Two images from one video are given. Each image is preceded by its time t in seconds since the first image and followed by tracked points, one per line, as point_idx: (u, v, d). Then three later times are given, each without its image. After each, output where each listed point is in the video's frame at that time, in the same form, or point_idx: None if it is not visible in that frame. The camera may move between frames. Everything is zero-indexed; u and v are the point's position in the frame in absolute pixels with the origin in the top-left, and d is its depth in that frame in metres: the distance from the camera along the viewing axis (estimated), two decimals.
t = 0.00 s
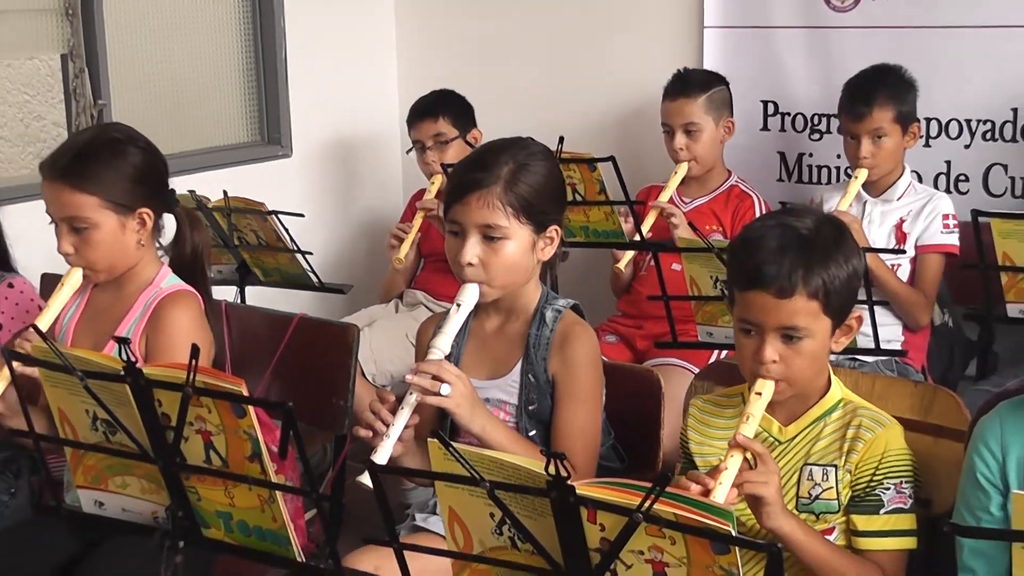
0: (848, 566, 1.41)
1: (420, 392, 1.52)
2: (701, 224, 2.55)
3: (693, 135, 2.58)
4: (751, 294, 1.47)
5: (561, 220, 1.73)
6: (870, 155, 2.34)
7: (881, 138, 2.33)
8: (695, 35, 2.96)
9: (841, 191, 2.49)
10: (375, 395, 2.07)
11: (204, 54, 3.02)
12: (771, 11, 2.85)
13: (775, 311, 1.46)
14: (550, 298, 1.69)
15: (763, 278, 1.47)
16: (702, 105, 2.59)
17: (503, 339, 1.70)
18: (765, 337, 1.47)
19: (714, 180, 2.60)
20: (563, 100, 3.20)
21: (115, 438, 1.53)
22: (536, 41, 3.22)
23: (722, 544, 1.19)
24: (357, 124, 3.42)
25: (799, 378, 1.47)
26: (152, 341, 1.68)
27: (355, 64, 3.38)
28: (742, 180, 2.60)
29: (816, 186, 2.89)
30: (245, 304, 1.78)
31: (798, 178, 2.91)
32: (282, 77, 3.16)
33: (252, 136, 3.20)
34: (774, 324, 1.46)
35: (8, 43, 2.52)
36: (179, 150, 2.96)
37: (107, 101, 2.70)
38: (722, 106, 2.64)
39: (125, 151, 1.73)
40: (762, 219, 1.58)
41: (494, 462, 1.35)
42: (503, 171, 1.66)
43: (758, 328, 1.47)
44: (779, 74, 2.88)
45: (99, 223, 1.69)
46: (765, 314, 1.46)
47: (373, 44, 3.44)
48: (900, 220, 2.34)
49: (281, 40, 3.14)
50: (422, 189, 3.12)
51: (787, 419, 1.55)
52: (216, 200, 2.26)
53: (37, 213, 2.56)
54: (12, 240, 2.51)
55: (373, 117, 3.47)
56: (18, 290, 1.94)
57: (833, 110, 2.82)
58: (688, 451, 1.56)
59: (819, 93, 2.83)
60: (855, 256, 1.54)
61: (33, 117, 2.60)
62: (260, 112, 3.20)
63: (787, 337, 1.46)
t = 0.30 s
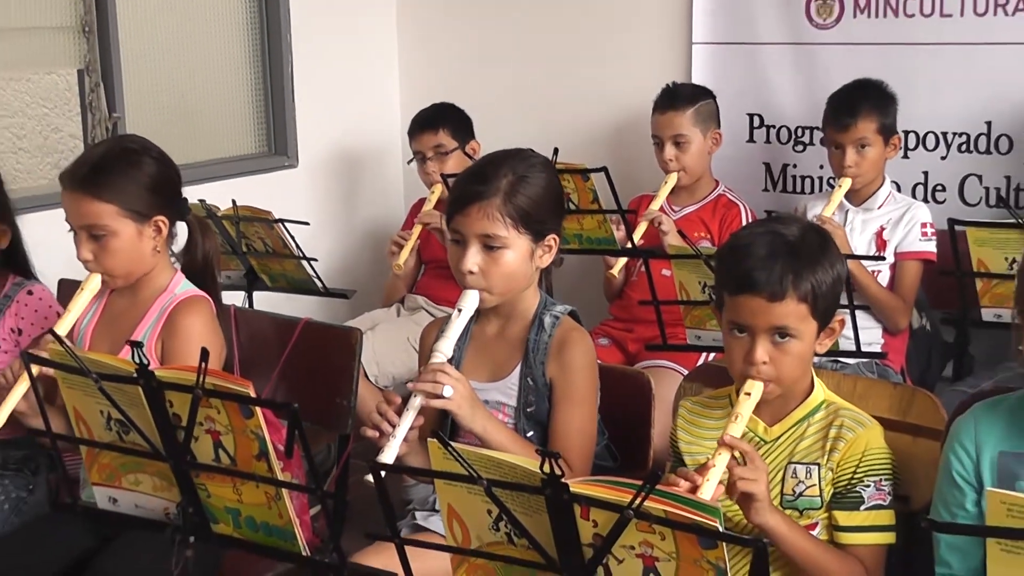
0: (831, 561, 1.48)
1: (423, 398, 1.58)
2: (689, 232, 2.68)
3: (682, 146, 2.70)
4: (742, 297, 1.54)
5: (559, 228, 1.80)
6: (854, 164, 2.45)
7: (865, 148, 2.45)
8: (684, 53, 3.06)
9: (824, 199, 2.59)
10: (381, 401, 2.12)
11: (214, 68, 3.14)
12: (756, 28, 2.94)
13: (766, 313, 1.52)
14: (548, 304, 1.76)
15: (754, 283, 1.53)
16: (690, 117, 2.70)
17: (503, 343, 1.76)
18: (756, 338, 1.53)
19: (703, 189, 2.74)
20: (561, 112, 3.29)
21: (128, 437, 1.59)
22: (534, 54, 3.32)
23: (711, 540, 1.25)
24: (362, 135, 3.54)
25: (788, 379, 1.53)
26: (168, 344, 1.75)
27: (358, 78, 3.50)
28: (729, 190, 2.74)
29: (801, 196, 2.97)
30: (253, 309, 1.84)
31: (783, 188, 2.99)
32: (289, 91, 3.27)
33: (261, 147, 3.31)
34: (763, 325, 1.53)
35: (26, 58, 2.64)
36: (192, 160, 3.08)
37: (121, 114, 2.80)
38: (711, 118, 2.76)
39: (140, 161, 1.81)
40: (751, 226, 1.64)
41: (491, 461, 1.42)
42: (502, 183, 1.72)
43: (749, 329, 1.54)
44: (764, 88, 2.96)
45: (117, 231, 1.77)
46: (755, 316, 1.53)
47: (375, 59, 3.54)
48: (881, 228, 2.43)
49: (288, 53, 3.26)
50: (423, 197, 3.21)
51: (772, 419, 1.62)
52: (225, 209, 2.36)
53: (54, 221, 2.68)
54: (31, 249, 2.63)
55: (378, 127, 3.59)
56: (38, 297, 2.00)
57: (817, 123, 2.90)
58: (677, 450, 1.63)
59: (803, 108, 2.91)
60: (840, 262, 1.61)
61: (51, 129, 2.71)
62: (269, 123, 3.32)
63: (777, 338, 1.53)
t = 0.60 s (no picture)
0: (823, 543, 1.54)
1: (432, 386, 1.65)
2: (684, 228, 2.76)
3: (677, 145, 2.78)
4: (737, 290, 1.60)
5: (562, 225, 1.87)
6: (842, 163, 2.54)
7: (853, 147, 2.53)
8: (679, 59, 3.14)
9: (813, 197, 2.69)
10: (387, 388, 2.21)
11: (227, 70, 3.25)
12: (749, 33, 3.02)
13: (759, 305, 1.59)
14: (550, 297, 1.83)
15: (749, 277, 1.59)
16: (686, 117, 2.78)
17: (506, 334, 1.83)
18: (749, 329, 1.60)
19: (698, 186, 2.82)
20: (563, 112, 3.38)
21: (145, 423, 1.66)
22: (531, 64, 3.41)
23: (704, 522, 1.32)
24: (366, 135, 3.61)
25: (779, 369, 1.60)
26: (182, 332, 1.82)
27: (365, 78, 3.57)
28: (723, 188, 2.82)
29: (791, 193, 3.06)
30: (265, 301, 1.92)
31: (773, 186, 3.08)
32: (300, 91, 3.36)
33: (272, 145, 3.41)
34: (756, 316, 1.59)
35: (52, 62, 2.74)
36: (207, 158, 3.18)
37: (139, 114, 2.90)
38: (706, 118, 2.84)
39: (155, 159, 1.87)
40: (746, 221, 1.70)
41: (494, 447, 1.47)
42: (508, 184, 1.79)
43: (743, 320, 1.60)
44: (756, 91, 3.04)
45: (133, 227, 1.83)
46: (749, 308, 1.59)
47: (382, 59, 3.62)
48: (868, 224, 2.52)
49: (299, 55, 3.35)
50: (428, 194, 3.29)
51: (763, 408, 1.68)
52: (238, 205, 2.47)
53: (74, 217, 2.75)
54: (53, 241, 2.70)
55: (378, 127, 3.64)
56: (60, 289, 2.07)
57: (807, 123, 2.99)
58: (673, 437, 1.70)
59: (795, 110, 2.99)
60: (831, 257, 1.67)
61: (72, 129, 2.82)
62: (280, 123, 3.42)
63: (769, 330, 1.59)
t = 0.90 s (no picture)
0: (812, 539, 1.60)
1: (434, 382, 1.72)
2: (678, 232, 2.84)
3: (672, 152, 2.86)
4: (730, 293, 1.66)
5: (559, 228, 1.94)
6: (829, 170, 2.65)
7: (840, 155, 2.65)
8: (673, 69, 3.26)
9: (802, 204, 2.80)
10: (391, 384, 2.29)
11: (240, 80, 3.36)
12: (739, 44, 3.15)
13: (752, 307, 1.64)
14: (548, 298, 1.90)
15: (743, 281, 1.65)
16: (679, 125, 2.87)
17: (505, 333, 1.90)
18: (742, 330, 1.65)
19: (691, 192, 2.90)
20: (563, 118, 3.48)
21: (160, 418, 1.73)
22: (531, 61, 3.52)
23: (696, 516, 1.38)
24: (372, 142, 3.74)
25: (770, 369, 1.65)
26: (193, 332, 1.89)
27: (370, 87, 3.70)
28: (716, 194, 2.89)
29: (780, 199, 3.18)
30: (275, 302, 1.99)
31: (763, 193, 3.20)
32: (309, 100, 3.48)
33: (282, 152, 3.53)
34: (749, 319, 1.65)
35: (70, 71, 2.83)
36: (221, 164, 3.29)
37: (155, 122, 2.99)
38: (699, 127, 2.93)
39: (168, 166, 1.94)
40: (739, 226, 1.76)
41: (495, 442, 1.53)
42: (508, 188, 1.86)
43: (735, 323, 1.66)
44: (747, 101, 3.16)
45: (147, 230, 1.90)
46: (742, 310, 1.65)
47: (387, 69, 3.75)
48: (854, 229, 2.61)
49: (309, 66, 3.47)
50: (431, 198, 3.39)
51: (754, 406, 1.75)
52: (250, 210, 2.57)
53: (94, 220, 2.85)
54: (72, 245, 2.80)
55: (385, 138, 3.78)
56: (78, 291, 2.14)
57: (795, 132, 3.11)
58: (667, 434, 1.76)
59: (783, 115, 3.12)
60: (820, 261, 1.73)
61: (91, 137, 2.90)
62: (290, 131, 3.53)
63: (761, 332, 1.65)
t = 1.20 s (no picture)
0: (803, 529, 1.65)
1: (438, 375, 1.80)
2: (673, 234, 2.93)
3: (667, 158, 2.95)
4: (724, 294, 1.72)
5: (556, 229, 2.01)
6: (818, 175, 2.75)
7: (827, 161, 2.73)
8: (668, 76, 3.34)
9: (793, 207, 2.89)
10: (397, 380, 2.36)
11: (251, 89, 3.44)
12: (731, 55, 3.22)
13: (745, 308, 1.70)
14: (547, 297, 1.98)
15: (735, 283, 1.71)
16: (674, 132, 2.95)
17: (506, 332, 1.97)
18: (735, 330, 1.71)
19: (685, 196, 2.99)
20: (564, 124, 3.56)
21: (176, 414, 1.80)
22: (533, 65, 3.59)
23: (691, 507, 1.45)
24: (379, 148, 3.82)
25: (764, 367, 1.71)
26: (208, 331, 1.97)
27: (377, 94, 3.77)
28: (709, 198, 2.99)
29: (772, 203, 3.25)
30: (287, 303, 2.07)
31: (755, 197, 3.27)
32: (318, 107, 3.56)
33: (292, 158, 3.61)
34: (742, 320, 1.70)
35: (91, 81, 2.92)
36: (233, 170, 3.38)
37: (171, 130, 3.10)
38: (694, 134, 3.01)
39: (182, 173, 2.01)
40: (732, 230, 1.83)
41: (497, 436, 1.60)
42: (504, 191, 1.93)
43: (729, 324, 1.72)
44: (738, 109, 3.23)
45: (162, 234, 1.97)
46: (736, 312, 1.71)
47: (394, 76, 3.82)
48: (842, 231, 2.70)
49: (318, 74, 3.55)
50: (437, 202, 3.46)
51: (748, 402, 1.80)
52: (262, 215, 2.66)
53: (115, 224, 2.94)
54: (93, 249, 2.89)
55: (391, 142, 3.85)
56: (99, 291, 2.22)
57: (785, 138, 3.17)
58: (664, 428, 1.82)
59: (774, 123, 3.18)
60: (810, 262, 1.79)
61: (111, 144, 2.98)
62: (300, 138, 3.62)
63: (754, 331, 1.70)
